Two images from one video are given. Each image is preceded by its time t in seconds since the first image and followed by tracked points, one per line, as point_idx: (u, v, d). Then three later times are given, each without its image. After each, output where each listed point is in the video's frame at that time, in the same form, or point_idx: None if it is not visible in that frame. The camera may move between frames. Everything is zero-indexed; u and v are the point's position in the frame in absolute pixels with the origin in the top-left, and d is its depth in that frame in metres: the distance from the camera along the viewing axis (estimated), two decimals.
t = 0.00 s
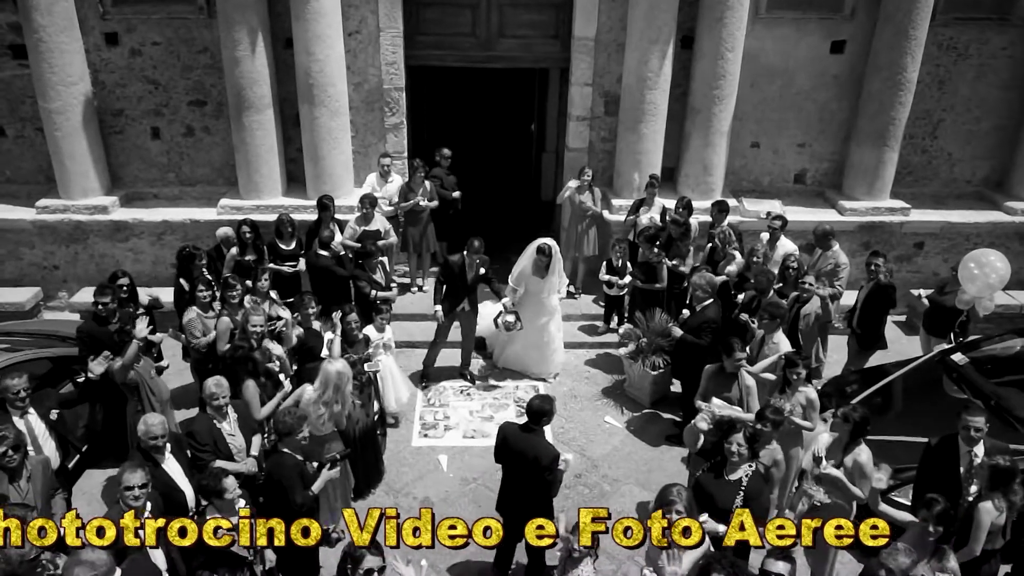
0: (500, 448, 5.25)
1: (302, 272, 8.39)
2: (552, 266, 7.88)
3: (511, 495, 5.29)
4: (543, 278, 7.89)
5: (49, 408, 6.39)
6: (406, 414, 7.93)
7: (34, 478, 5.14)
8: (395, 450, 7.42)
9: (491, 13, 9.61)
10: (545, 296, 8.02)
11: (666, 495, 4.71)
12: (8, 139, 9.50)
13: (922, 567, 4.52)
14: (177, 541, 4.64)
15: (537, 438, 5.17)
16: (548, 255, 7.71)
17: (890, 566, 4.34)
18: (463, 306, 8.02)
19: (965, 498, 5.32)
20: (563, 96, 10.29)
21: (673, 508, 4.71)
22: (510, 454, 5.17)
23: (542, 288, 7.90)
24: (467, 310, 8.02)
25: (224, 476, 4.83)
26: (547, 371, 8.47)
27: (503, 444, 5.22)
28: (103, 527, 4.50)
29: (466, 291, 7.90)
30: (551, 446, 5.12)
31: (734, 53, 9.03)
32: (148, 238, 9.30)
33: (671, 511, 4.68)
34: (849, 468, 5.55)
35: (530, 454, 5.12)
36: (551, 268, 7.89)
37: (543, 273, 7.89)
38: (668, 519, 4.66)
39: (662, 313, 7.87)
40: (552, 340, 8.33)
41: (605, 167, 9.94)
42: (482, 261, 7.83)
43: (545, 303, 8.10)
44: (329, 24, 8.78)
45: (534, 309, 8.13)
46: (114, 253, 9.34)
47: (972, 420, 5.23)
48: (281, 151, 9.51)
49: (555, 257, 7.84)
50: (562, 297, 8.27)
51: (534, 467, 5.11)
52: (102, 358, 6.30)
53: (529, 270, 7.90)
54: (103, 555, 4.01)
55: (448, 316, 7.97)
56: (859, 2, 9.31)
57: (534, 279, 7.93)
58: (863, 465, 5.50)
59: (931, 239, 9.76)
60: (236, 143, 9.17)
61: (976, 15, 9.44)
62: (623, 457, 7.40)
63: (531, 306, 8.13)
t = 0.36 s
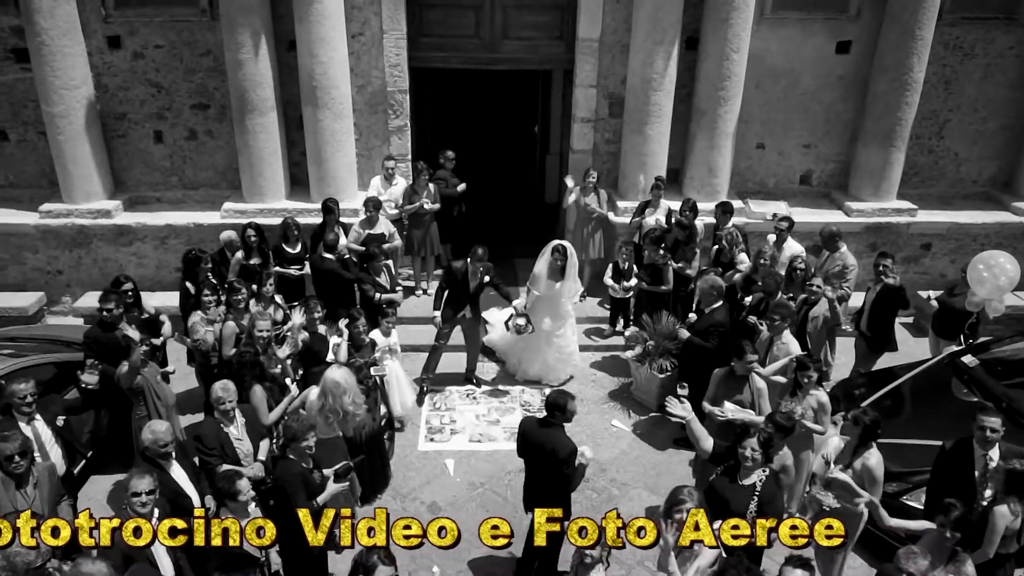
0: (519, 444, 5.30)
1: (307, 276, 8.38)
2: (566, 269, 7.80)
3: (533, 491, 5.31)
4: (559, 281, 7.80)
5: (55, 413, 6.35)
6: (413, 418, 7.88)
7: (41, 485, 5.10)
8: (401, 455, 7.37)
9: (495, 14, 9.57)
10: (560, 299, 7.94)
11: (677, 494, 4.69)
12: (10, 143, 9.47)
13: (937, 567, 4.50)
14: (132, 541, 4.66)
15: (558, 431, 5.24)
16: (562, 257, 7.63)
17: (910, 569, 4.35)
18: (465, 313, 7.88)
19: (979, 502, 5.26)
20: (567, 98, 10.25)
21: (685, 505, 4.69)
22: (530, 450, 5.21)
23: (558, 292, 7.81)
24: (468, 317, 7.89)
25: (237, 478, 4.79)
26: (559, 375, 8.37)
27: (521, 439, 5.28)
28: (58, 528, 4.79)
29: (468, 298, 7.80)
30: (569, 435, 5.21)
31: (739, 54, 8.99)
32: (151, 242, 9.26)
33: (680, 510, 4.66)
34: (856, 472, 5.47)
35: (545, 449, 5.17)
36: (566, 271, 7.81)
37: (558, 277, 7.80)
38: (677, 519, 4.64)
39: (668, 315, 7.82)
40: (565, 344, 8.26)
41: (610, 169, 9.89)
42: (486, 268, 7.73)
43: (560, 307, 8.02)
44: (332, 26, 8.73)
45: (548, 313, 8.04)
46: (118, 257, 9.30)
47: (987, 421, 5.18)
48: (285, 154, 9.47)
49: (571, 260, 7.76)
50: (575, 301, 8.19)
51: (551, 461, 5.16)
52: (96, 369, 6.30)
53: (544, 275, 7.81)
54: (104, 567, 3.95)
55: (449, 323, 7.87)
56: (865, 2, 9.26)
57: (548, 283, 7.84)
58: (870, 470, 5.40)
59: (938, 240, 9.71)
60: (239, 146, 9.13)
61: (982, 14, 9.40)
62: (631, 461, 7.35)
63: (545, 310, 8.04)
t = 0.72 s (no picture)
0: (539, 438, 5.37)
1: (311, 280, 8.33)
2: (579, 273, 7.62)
3: (555, 487, 5.43)
4: (573, 287, 7.61)
5: (60, 420, 6.34)
6: (418, 423, 7.84)
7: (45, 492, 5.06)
8: (407, 460, 7.33)
9: (499, 17, 9.55)
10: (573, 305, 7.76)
11: (688, 500, 4.64)
12: (13, 147, 9.44)
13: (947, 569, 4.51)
14: (87, 541, 4.78)
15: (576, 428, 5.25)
16: (575, 261, 7.45)
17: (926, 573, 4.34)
18: (464, 323, 7.83)
19: (993, 507, 5.23)
20: (571, 100, 10.21)
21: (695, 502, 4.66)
22: (545, 443, 5.30)
23: (573, 297, 7.62)
24: (468, 327, 7.87)
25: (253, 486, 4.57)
26: (572, 381, 8.12)
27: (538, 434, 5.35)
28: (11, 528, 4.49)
29: (466, 309, 7.71)
30: (573, 429, 5.24)
31: (744, 56, 8.96)
32: (154, 246, 9.22)
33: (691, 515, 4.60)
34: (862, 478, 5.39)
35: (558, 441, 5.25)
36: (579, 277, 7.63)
37: (572, 282, 7.62)
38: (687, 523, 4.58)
39: (672, 319, 7.79)
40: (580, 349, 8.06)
41: (614, 172, 9.86)
42: (485, 278, 7.67)
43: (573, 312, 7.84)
44: (336, 30, 8.71)
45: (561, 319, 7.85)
46: (121, 261, 9.26)
47: (1000, 425, 5.17)
48: (289, 158, 9.44)
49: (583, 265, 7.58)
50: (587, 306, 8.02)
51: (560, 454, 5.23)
52: (87, 380, 6.26)
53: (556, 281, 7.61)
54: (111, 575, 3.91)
55: (446, 333, 7.79)
56: (870, 4, 9.24)
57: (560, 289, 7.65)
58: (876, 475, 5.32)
59: (944, 243, 9.68)
60: (243, 150, 9.10)
61: (987, 16, 9.38)
62: (638, 466, 7.32)
63: (558, 316, 7.86)
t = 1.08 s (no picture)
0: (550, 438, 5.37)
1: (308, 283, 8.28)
2: (583, 278, 7.44)
3: (560, 490, 5.42)
4: (577, 291, 7.44)
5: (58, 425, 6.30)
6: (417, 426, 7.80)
7: (42, 499, 5.01)
8: (406, 463, 7.28)
9: (497, 17, 9.51)
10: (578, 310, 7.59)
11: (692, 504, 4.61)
12: (7, 149, 9.36)
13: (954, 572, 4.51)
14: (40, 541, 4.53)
15: (579, 424, 5.29)
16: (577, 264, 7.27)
17: None
18: (453, 333, 7.58)
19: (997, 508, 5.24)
20: (569, 101, 10.18)
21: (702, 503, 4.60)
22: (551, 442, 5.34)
23: (579, 302, 7.44)
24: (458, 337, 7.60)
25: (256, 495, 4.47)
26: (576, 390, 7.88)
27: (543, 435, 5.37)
28: None
29: (455, 318, 7.47)
30: (577, 426, 5.29)
31: (743, 57, 8.95)
32: (150, 249, 9.16)
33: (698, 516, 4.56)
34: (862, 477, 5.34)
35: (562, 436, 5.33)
36: (584, 281, 7.46)
37: (575, 287, 7.45)
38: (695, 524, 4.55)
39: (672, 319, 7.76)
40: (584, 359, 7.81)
41: (612, 173, 9.83)
42: (471, 288, 7.43)
43: (578, 317, 7.67)
44: (334, 31, 8.66)
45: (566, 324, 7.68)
46: (116, 264, 9.19)
47: (1005, 426, 5.19)
48: (285, 160, 9.38)
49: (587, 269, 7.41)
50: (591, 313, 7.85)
51: (561, 446, 5.33)
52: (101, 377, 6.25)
53: (560, 286, 7.43)
54: None
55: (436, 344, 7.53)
56: (867, 5, 9.25)
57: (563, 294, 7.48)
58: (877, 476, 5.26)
59: (941, 243, 9.69)
60: (239, 152, 9.05)
61: (984, 17, 9.40)
62: (639, 468, 7.29)
63: (562, 321, 7.69)
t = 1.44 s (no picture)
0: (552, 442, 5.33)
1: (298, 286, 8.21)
2: (579, 282, 7.39)
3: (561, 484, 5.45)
4: (573, 296, 7.37)
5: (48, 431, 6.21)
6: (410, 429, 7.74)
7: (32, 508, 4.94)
8: (400, 466, 7.22)
9: (487, 17, 9.47)
10: (575, 316, 7.51)
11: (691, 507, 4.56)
12: None
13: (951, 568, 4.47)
14: None
15: (577, 414, 5.35)
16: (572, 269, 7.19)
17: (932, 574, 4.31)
18: (436, 339, 7.30)
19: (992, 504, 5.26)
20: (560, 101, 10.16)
21: (701, 505, 4.60)
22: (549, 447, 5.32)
23: (575, 307, 7.37)
24: (441, 344, 7.34)
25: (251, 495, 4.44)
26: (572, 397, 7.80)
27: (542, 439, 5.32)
28: None
29: (436, 325, 7.23)
30: (575, 416, 5.34)
31: (733, 56, 8.96)
32: (138, 252, 9.06)
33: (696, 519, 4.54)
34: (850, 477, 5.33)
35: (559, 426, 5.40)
36: (579, 285, 7.40)
37: (571, 291, 7.39)
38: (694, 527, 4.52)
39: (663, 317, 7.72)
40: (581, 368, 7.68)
41: (604, 173, 9.81)
42: (452, 291, 7.17)
43: (576, 324, 7.58)
44: (323, 31, 8.60)
45: (564, 332, 7.58)
46: (103, 268, 9.08)
47: (1000, 424, 5.25)
48: (275, 161, 9.30)
49: (581, 274, 7.36)
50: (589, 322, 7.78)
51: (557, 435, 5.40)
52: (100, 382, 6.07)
53: (555, 290, 7.37)
54: None
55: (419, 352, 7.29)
56: (856, 4, 9.29)
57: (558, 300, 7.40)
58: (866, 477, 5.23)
59: (931, 241, 9.74)
60: (228, 154, 8.96)
61: (972, 15, 9.46)
62: (634, 468, 7.28)
63: (560, 329, 7.60)
